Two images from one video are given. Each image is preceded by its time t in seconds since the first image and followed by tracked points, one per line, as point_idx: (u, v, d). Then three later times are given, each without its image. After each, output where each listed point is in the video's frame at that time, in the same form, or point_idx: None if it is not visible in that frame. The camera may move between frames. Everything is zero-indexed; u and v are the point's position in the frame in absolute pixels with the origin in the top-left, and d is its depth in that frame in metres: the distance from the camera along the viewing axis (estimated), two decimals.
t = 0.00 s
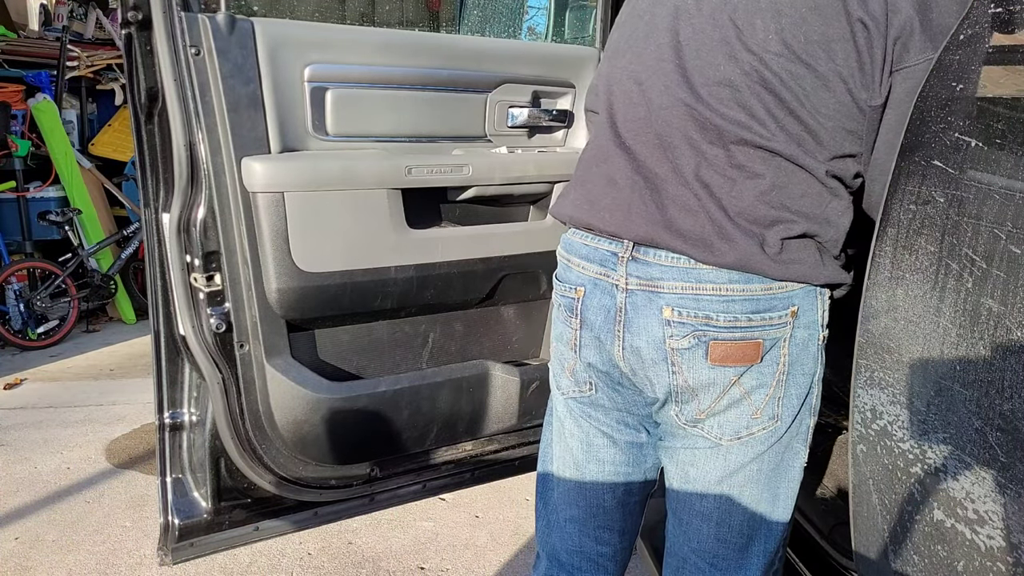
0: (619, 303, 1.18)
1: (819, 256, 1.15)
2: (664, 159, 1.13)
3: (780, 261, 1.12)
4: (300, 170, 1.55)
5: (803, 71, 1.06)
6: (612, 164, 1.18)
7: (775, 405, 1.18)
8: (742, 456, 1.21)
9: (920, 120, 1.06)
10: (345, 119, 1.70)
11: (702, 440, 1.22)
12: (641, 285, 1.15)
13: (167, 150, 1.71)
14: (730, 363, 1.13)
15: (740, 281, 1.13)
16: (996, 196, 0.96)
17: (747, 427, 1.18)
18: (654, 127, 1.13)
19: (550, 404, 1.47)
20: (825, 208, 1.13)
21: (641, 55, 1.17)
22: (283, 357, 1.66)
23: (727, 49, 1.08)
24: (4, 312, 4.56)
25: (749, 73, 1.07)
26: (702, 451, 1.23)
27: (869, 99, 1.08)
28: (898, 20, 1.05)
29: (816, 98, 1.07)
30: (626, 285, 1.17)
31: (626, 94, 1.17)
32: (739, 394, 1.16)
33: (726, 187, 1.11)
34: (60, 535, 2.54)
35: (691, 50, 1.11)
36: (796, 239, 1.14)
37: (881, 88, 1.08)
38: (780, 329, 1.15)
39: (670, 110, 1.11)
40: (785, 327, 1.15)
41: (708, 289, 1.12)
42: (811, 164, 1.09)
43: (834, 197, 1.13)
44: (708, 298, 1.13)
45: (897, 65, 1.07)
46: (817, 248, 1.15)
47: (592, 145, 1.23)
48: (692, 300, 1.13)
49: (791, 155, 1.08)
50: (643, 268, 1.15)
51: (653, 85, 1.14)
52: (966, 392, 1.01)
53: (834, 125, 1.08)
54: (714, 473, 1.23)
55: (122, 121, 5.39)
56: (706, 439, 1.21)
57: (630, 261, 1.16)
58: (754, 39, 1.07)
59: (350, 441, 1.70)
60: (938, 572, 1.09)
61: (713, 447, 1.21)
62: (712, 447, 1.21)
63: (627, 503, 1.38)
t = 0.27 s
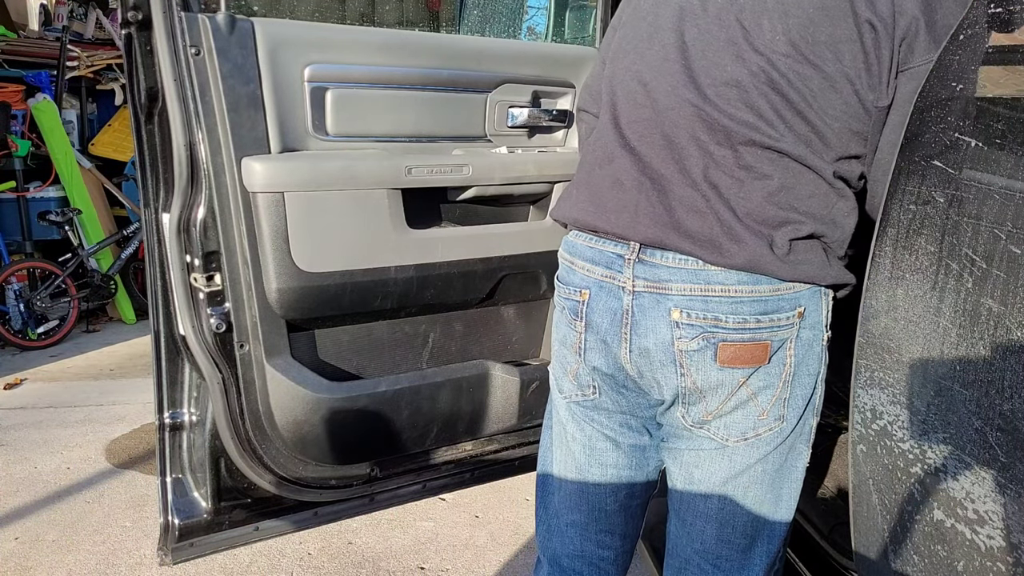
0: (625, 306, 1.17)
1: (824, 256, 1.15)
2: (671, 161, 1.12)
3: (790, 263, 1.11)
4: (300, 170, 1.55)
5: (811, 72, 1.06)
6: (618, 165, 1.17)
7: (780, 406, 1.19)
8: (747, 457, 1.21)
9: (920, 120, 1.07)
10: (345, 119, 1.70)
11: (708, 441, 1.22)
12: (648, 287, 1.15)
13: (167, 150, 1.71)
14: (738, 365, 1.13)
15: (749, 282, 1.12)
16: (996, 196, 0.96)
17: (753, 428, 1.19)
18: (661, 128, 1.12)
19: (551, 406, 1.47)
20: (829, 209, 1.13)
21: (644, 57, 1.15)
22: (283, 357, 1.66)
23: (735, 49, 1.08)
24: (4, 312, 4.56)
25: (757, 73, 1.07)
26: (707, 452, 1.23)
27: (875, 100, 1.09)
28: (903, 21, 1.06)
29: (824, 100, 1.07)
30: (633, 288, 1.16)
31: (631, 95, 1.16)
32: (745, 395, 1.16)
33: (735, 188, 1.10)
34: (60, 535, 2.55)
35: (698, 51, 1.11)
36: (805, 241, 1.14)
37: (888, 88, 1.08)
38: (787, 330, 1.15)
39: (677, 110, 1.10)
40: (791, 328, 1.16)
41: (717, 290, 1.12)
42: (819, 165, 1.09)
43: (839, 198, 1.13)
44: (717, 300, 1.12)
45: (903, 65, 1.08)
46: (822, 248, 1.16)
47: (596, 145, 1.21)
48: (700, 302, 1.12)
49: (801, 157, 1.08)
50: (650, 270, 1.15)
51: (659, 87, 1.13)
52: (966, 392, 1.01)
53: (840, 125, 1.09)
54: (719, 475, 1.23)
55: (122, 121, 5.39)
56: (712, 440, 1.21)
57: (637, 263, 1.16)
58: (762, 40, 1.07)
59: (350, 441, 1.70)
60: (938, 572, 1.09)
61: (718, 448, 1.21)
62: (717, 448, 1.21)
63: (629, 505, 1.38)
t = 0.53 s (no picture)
0: (628, 307, 1.17)
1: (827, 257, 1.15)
2: (674, 162, 1.12)
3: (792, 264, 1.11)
4: (300, 170, 1.55)
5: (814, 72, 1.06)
6: (621, 166, 1.17)
7: (782, 407, 1.19)
8: (748, 458, 1.21)
9: (921, 120, 1.07)
10: (345, 119, 1.70)
11: (709, 442, 1.22)
12: (651, 288, 1.15)
13: (167, 150, 1.71)
14: (740, 365, 1.13)
15: (752, 283, 1.12)
16: (996, 196, 0.96)
17: (755, 429, 1.19)
18: (664, 129, 1.12)
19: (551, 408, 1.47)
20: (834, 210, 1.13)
21: (647, 57, 1.15)
22: (283, 357, 1.66)
23: (738, 50, 1.08)
24: (4, 312, 4.56)
25: (759, 74, 1.07)
26: (708, 453, 1.23)
27: (879, 102, 1.09)
28: (908, 24, 1.07)
29: (827, 101, 1.07)
30: (636, 289, 1.16)
31: (634, 97, 1.16)
32: (748, 395, 1.16)
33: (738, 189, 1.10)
34: (60, 535, 2.54)
35: (701, 51, 1.11)
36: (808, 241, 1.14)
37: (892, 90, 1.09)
38: (790, 331, 1.15)
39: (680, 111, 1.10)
40: (794, 329, 1.16)
41: (721, 291, 1.12)
42: (822, 166, 1.09)
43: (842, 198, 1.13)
44: (720, 301, 1.12)
45: (907, 68, 1.08)
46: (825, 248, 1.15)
47: (597, 147, 1.21)
48: (704, 303, 1.12)
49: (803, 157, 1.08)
50: (652, 271, 1.15)
51: (662, 88, 1.12)
52: (966, 392, 1.01)
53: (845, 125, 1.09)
54: (720, 475, 1.23)
55: (122, 121, 5.39)
56: (714, 441, 1.21)
57: (639, 264, 1.15)
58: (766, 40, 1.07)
59: (350, 442, 1.71)
60: (938, 572, 1.09)
61: (720, 449, 1.21)
62: (719, 449, 1.21)
63: (630, 507, 1.38)
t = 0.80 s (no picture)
0: (634, 309, 1.17)
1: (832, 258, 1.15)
2: (677, 164, 1.12)
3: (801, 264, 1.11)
4: (300, 169, 1.55)
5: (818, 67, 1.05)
6: (624, 170, 1.17)
7: (787, 408, 1.19)
8: (753, 459, 1.21)
9: (921, 120, 1.07)
10: (345, 119, 1.70)
11: (713, 443, 1.22)
12: (658, 290, 1.14)
13: (167, 150, 1.71)
14: (747, 367, 1.13)
15: (759, 284, 1.12)
16: (996, 196, 0.96)
17: (760, 430, 1.19)
18: (667, 131, 1.12)
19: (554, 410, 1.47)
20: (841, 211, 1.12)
21: (649, 63, 1.15)
22: (283, 357, 1.67)
23: (741, 50, 1.07)
24: (4, 312, 4.56)
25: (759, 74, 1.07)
26: (712, 454, 1.23)
27: (887, 93, 1.08)
28: (913, 15, 1.06)
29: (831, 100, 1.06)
30: (642, 291, 1.16)
31: (636, 100, 1.15)
32: (753, 397, 1.16)
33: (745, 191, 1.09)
34: (60, 535, 2.55)
35: (705, 52, 1.10)
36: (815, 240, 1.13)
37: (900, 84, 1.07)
38: (796, 332, 1.15)
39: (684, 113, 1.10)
40: (800, 331, 1.16)
41: (728, 292, 1.12)
42: (829, 165, 1.08)
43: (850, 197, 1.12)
44: (728, 302, 1.12)
45: (909, 64, 1.07)
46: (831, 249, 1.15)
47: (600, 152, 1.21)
48: (711, 304, 1.12)
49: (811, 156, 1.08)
50: (659, 272, 1.15)
51: (664, 91, 1.12)
52: (966, 392, 1.01)
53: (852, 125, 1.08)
54: (724, 477, 1.23)
55: (122, 121, 5.39)
56: (718, 442, 1.21)
57: (646, 265, 1.15)
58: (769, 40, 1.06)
59: (350, 442, 1.71)
60: (938, 572, 1.09)
61: (725, 450, 1.21)
62: (722, 450, 1.21)
63: (634, 509, 1.38)
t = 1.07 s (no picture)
0: (651, 316, 1.17)
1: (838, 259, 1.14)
2: (696, 173, 1.11)
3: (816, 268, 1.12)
4: (300, 169, 1.55)
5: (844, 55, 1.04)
6: (636, 182, 1.17)
7: (801, 412, 1.21)
8: (765, 462, 1.22)
9: (921, 120, 1.07)
10: (345, 119, 1.70)
11: (727, 446, 1.22)
12: (678, 295, 1.14)
13: (167, 150, 1.71)
14: (767, 372, 1.14)
15: (780, 289, 1.13)
16: (996, 196, 0.96)
17: (774, 433, 1.20)
18: (683, 140, 1.11)
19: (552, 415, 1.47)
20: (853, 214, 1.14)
21: (655, 68, 1.13)
22: (283, 357, 1.66)
23: (750, 50, 1.06)
24: (4, 312, 4.56)
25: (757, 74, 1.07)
26: (725, 457, 1.24)
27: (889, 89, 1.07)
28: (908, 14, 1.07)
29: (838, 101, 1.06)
30: (661, 297, 1.16)
31: (645, 109, 1.14)
32: (770, 400, 1.17)
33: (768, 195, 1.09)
34: (60, 535, 2.55)
35: (719, 55, 1.08)
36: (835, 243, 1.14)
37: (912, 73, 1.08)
38: (812, 338, 1.17)
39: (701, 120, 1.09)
40: (815, 336, 1.17)
41: (749, 298, 1.12)
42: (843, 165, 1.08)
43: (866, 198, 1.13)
44: (749, 307, 1.12)
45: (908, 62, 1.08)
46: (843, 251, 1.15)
47: (607, 165, 1.22)
48: (732, 310, 1.13)
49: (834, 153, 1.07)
50: (677, 278, 1.15)
51: (677, 99, 1.10)
52: (966, 392, 1.01)
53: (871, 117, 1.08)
54: (737, 481, 1.24)
55: (122, 121, 5.39)
56: (732, 446, 1.22)
57: (664, 271, 1.15)
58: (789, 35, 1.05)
59: (351, 442, 1.71)
60: (938, 572, 1.09)
61: (740, 454, 1.22)
62: (736, 453, 1.22)
63: (639, 513, 1.39)
